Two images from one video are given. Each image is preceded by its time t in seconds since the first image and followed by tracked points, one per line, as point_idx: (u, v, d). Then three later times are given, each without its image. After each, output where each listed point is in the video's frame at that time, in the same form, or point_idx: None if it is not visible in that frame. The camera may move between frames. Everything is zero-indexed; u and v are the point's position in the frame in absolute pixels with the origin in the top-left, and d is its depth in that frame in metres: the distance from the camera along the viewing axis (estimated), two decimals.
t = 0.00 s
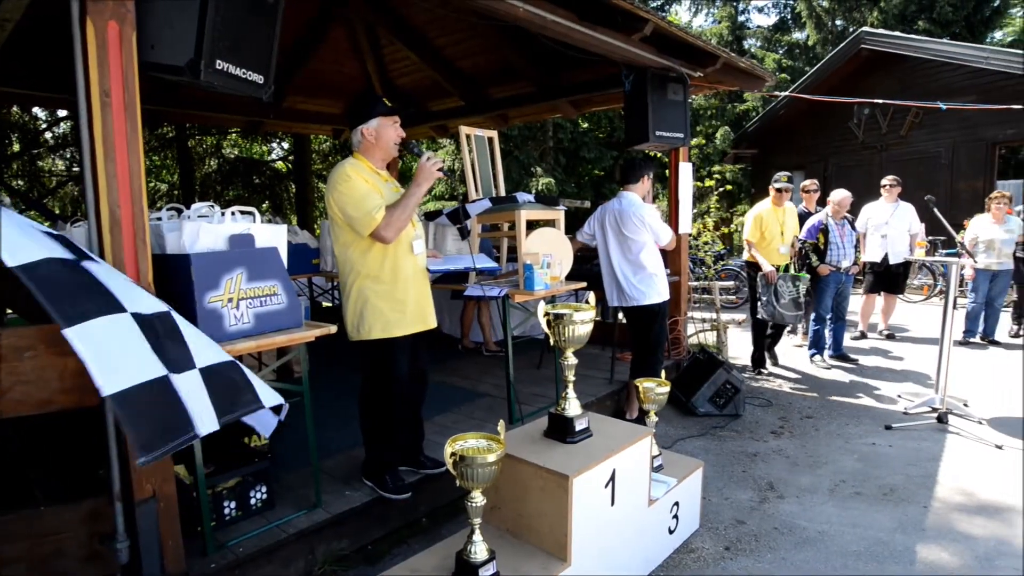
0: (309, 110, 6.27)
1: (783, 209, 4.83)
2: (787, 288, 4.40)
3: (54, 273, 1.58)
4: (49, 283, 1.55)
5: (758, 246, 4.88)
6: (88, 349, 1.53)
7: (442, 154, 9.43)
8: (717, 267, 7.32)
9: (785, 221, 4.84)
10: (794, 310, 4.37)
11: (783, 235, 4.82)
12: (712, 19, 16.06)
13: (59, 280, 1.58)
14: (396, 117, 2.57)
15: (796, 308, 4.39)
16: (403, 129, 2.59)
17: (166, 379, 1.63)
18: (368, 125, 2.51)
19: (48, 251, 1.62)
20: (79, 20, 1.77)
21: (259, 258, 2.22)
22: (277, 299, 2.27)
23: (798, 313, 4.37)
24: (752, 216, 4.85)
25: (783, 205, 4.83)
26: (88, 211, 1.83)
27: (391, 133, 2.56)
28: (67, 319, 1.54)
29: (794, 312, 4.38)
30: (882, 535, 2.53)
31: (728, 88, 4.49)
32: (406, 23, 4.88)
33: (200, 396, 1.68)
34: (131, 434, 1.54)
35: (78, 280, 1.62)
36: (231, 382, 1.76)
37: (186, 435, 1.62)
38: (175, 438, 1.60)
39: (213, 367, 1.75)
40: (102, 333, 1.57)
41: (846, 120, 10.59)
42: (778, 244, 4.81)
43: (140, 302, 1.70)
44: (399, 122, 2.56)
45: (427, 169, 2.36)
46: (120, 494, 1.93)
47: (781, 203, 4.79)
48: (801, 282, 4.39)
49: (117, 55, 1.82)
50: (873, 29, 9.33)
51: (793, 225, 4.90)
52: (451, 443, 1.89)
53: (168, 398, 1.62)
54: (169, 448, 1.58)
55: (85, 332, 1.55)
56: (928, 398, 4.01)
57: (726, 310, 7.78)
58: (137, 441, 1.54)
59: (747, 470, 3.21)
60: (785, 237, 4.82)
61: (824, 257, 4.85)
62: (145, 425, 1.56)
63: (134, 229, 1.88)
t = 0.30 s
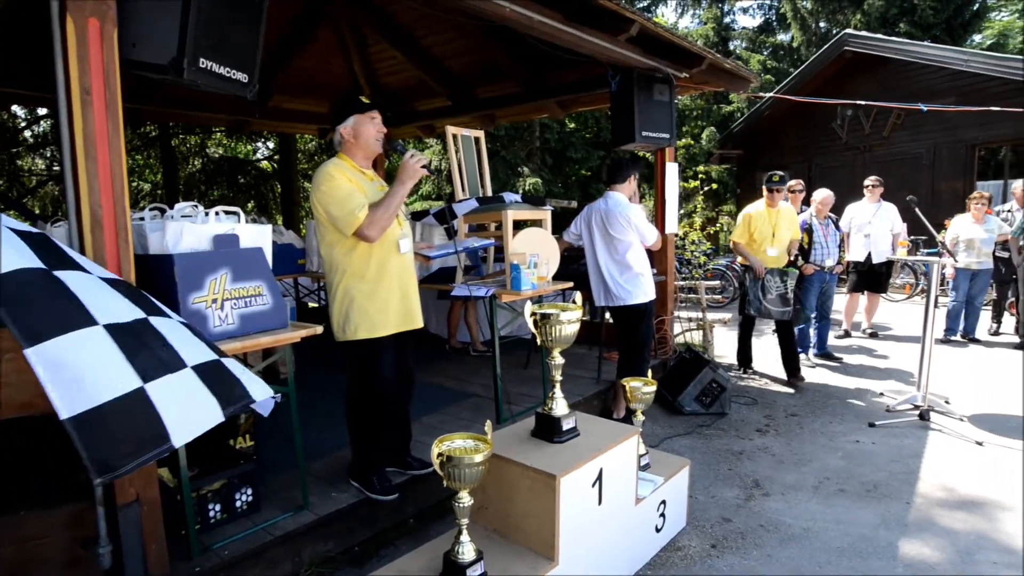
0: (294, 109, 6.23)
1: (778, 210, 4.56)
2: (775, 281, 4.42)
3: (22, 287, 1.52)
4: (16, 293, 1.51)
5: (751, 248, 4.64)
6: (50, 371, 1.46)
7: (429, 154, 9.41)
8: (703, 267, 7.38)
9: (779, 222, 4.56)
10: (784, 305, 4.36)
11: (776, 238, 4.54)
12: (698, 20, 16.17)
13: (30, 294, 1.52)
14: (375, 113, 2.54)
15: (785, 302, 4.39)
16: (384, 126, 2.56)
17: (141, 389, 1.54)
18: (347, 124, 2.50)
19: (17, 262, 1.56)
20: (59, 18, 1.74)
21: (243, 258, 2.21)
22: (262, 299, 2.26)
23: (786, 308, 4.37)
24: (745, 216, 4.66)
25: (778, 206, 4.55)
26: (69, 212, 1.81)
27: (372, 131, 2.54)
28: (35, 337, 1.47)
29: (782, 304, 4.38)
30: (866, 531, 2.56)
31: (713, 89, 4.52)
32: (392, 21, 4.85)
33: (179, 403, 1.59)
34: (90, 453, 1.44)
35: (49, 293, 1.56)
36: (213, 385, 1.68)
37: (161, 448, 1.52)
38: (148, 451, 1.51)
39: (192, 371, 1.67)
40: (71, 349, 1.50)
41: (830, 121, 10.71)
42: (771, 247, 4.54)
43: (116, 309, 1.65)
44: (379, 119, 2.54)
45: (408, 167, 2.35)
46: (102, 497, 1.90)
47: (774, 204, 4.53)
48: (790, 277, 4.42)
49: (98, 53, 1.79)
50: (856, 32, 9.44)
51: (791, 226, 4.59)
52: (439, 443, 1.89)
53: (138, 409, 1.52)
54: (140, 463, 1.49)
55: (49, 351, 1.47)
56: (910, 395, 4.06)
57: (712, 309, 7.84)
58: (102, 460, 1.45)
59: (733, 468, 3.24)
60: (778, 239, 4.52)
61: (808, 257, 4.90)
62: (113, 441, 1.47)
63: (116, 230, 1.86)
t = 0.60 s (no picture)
0: (291, 109, 6.22)
1: (790, 207, 4.31)
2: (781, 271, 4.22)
3: (18, 289, 1.53)
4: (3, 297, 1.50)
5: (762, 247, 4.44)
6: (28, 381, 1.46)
7: (426, 154, 9.40)
8: (700, 267, 7.40)
9: (790, 220, 4.30)
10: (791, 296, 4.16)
11: (787, 237, 4.28)
12: (694, 21, 16.21)
13: (20, 299, 1.52)
14: (377, 116, 2.55)
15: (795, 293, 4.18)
16: (384, 128, 2.57)
17: (117, 404, 1.53)
18: (347, 125, 2.50)
19: (11, 265, 1.55)
20: (54, 16, 1.73)
21: (240, 258, 2.20)
22: (259, 300, 2.25)
23: (794, 297, 4.17)
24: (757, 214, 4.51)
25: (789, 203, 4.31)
26: (65, 212, 1.80)
27: (372, 133, 2.54)
28: (20, 345, 1.47)
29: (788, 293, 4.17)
30: (863, 530, 2.57)
31: (710, 89, 4.52)
32: (389, 21, 4.84)
33: (154, 417, 1.58)
34: (55, 464, 1.45)
35: (41, 297, 1.55)
36: (194, 398, 1.67)
37: (129, 464, 1.53)
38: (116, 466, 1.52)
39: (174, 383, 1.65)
40: (51, 358, 1.50)
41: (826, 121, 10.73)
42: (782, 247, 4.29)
43: (108, 312, 1.64)
44: (380, 121, 2.55)
45: (405, 167, 2.34)
46: (98, 498, 1.90)
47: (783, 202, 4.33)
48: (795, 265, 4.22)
49: (94, 51, 1.78)
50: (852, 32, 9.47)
51: (806, 225, 4.30)
52: (436, 443, 1.89)
53: (111, 424, 1.51)
54: (107, 476, 1.50)
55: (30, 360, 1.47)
56: (906, 394, 4.07)
57: (709, 309, 7.86)
58: (68, 472, 1.46)
59: (730, 467, 3.24)
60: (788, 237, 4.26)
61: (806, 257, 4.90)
62: (82, 454, 1.48)
63: (112, 229, 1.85)
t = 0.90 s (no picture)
0: (291, 109, 6.22)
1: (795, 206, 4.14)
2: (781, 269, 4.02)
3: (17, 297, 1.54)
4: None
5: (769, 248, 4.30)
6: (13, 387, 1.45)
7: (426, 154, 9.40)
8: (699, 266, 7.40)
9: (794, 220, 4.13)
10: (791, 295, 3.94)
11: (790, 237, 4.13)
12: (693, 21, 16.22)
13: (10, 305, 1.51)
14: (381, 117, 2.56)
15: (794, 292, 3.96)
16: (387, 128, 2.58)
17: (99, 416, 1.54)
18: (352, 124, 2.50)
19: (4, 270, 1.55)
20: (53, 15, 1.73)
21: (239, 258, 2.20)
22: (258, 299, 2.25)
23: (793, 297, 3.95)
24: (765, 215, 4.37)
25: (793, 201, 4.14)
26: (63, 212, 1.80)
27: (376, 133, 2.55)
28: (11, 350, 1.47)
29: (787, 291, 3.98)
30: (861, 529, 2.57)
31: (709, 88, 4.52)
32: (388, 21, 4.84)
33: (135, 433, 1.58)
34: (34, 476, 1.45)
35: (34, 304, 1.55)
36: (175, 413, 1.66)
37: (105, 478, 1.53)
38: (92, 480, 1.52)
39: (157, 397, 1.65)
40: (37, 367, 1.49)
41: (825, 120, 10.74)
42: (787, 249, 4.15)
43: (96, 322, 1.63)
44: (384, 121, 2.55)
45: (408, 166, 2.35)
46: (97, 498, 1.90)
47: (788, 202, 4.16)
48: (795, 262, 4.00)
49: (93, 50, 1.78)
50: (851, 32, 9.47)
51: (812, 224, 4.10)
52: (435, 443, 1.89)
53: (90, 438, 1.52)
54: (84, 489, 1.51)
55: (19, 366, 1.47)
56: (905, 394, 4.08)
57: (708, 309, 7.86)
58: (44, 484, 1.46)
59: (729, 467, 3.24)
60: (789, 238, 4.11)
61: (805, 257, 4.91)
62: (61, 466, 1.48)
63: (111, 230, 1.85)
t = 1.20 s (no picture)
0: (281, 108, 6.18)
1: (780, 206, 3.88)
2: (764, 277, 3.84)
3: None
4: None
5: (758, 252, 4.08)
6: None
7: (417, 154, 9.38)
8: (690, 266, 7.42)
9: (778, 222, 3.88)
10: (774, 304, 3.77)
11: (775, 241, 3.90)
12: (684, 21, 16.30)
13: None
14: (374, 116, 2.56)
15: (777, 301, 3.77)
16: (380, 128, 2.58)
17: (78, 426, 1.53)
18: (346, 122, 2.49)
19: None
20: (39, 13, 1.71)
21: (229, 259, 2.19)
22: (248, 300, 2.24)
23: (776, 306, 3.78)
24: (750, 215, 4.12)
25: (776, 202, 3.87)
26: (50, 211, 1.78)
27: (369, 133, 2.55)
28: None
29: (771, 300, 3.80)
30: (851, 527, 2.59)
31: (700, 89, 4.53)
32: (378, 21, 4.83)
33: (106, 449, 1.56)
34: (19, 486, 1.46)
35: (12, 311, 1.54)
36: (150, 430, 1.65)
37: (85, 490, 1.54)
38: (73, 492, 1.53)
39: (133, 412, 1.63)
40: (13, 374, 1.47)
41: (815, 121, 10.82)
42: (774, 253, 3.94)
43: (73, 333, 1.61)
44: (377, 121, 2.55)
45: (403, 166, 2.36)
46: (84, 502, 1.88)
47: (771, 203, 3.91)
48: (779, 270, 3.81)
49: (80, 49, 1.77)
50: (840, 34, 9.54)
51: (799, 225, 3.84)
52: (426, 443, 1.88)
53: (68, 450, 1.51)
54: (65, 501, 1.52)
55: None
56: (893, 392, 4.11)
57: (698, 308, 7.90)
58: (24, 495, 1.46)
59: (720, 466, 3.26)
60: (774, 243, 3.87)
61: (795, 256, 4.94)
62: (39, 476, 1.48)
63: (98, 231, 1.83)
